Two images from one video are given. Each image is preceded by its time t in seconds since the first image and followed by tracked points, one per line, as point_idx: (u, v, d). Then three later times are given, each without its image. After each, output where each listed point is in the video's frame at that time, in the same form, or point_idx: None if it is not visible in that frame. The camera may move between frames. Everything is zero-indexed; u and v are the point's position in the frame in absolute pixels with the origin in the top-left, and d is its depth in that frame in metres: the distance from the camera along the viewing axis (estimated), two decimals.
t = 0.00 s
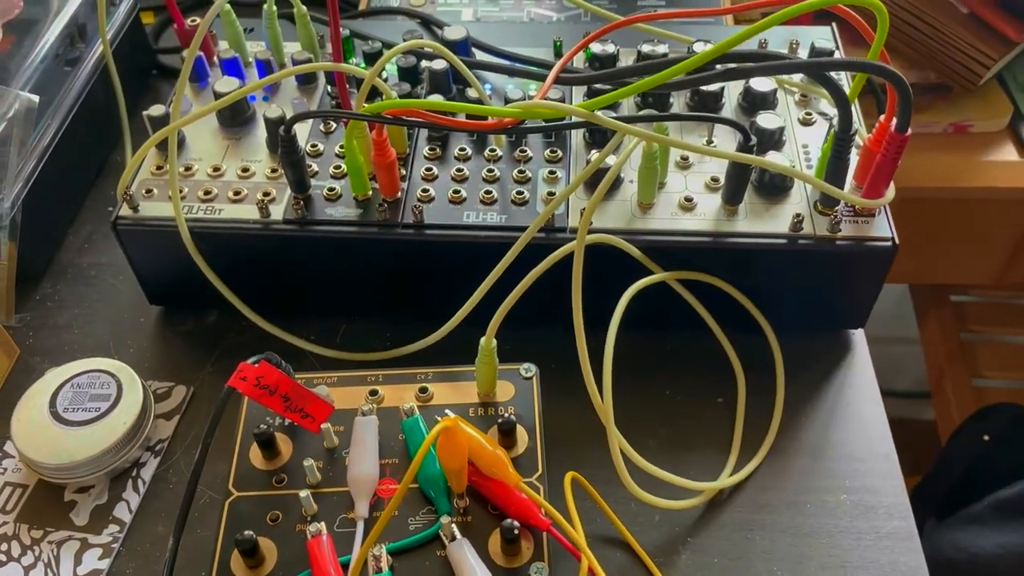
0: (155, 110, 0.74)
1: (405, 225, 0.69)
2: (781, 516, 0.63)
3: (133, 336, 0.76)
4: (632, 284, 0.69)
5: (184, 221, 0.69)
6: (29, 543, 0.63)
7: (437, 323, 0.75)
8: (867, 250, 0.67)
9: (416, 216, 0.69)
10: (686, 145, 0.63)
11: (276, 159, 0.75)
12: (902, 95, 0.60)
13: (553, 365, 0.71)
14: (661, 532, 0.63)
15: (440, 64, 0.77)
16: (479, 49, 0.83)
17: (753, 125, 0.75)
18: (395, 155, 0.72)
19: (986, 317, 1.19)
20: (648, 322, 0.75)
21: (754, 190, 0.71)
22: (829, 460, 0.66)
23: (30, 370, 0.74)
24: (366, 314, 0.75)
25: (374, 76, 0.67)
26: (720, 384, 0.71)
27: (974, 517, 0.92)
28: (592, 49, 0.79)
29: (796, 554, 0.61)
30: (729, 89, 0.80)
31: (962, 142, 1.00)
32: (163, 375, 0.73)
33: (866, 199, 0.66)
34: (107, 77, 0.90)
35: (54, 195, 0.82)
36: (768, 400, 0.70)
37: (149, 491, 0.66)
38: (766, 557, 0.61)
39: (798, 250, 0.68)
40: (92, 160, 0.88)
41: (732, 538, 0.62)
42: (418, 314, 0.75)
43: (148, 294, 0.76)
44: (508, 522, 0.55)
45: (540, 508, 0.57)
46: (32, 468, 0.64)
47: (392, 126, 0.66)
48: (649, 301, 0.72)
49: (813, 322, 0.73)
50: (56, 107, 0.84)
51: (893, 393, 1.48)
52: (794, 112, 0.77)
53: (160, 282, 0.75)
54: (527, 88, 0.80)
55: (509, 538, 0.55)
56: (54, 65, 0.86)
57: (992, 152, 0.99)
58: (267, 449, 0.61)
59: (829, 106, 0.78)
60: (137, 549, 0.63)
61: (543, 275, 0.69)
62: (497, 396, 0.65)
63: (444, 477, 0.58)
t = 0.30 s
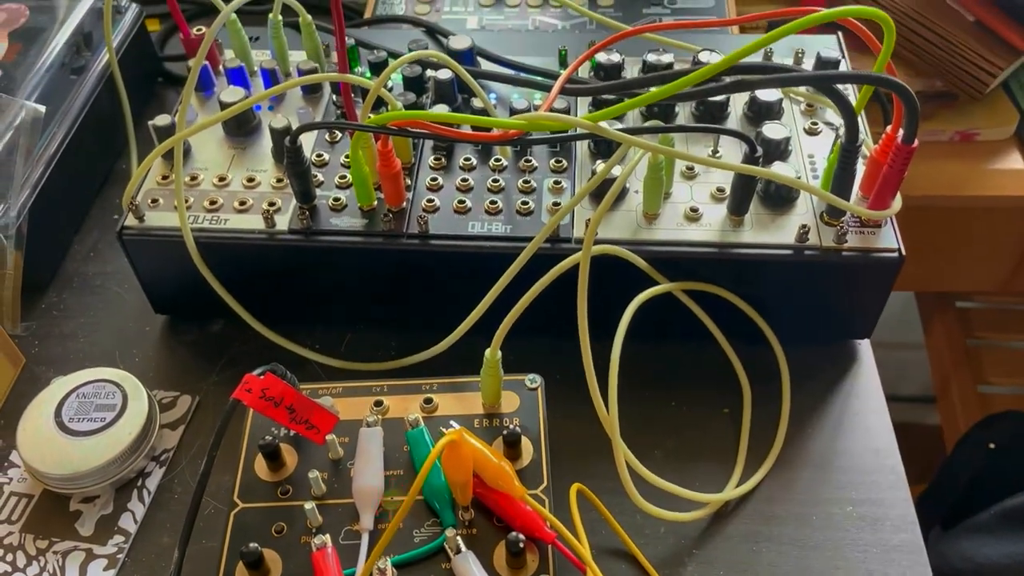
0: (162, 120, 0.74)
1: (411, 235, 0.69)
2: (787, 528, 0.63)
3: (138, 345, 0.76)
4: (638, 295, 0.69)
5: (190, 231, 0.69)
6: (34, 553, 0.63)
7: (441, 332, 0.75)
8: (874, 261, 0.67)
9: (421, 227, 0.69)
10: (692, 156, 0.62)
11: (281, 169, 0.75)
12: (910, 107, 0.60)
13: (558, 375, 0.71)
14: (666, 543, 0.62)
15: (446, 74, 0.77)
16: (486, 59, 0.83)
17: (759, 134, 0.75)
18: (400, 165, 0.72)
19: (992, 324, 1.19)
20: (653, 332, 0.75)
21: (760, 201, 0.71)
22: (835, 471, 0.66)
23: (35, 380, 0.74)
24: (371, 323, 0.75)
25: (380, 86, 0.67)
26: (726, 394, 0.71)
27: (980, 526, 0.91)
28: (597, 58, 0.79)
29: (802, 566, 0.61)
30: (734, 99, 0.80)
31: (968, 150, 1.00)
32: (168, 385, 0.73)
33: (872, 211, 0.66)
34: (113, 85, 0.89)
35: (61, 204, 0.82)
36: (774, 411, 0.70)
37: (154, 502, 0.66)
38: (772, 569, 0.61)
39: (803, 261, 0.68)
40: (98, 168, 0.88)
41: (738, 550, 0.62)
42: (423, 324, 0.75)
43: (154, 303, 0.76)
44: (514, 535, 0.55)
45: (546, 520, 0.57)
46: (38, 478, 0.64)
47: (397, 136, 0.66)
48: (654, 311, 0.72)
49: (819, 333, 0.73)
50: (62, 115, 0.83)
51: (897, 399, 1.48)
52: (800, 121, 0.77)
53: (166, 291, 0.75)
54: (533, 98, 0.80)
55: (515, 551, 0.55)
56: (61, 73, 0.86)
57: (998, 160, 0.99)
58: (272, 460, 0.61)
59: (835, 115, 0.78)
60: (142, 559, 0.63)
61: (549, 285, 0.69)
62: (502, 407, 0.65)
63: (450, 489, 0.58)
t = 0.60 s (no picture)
0: (167, 137, 0.74)
1: (416, 253, 0.68)
2: (796, 551, 0.62)
3: (143, 362, 0.76)
4: (646, 314, 0.68)
5: (195, 249, 0.68)
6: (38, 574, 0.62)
7: (447, 350, 0.74)
8: (885, 280, 0.66)
9: (428, 245, 0.68)
10: (700, 176, 0.62)
11: (286, 186, 0.74)
12: (922, 127, 0.59)
13: (565, 394, 0.71)
14: (675, 567, 0.62)
15: (452, 89, 0.77)
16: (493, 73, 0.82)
17: (768, 151, 0.74)
18: (406, 183, 0.71)
19: (1002, 334, 1.18)
20: (661, 350, 0.74)
21: (769, 218, 0.70)
22: (845, 493, 0.65)
23: (39, 397, 0.74)
24: (376, 340, 0.75)
25: (386, 104, 0.67)
26: (734, 414, 0.70)
27: (991, 542, 0.90)
28: (604, 72, 0.78)
29: None
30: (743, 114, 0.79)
31: (978, 162, 0.99)
32: (172, 402, 0.73)
33: (882, 230, 0.65)
34: (118, 97, 0.89)
35: (65, 219, 0.82)
36: (783, 431, 0.69)
37: (159, 522, 0.66)
38: None
39: (813, 280, 0.67)
40: (103, 182, 0.88)
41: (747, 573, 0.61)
42: (429, 341, 0.74)
43: (158, 319, 0.76)
44: (521, 561, 0.54)
45: (553, 546, 0.56)
46: (42, 499, 0.64)
47: (403, 155, 0.66)
48: (661, 329, 0.71)
49: (829, 351, 0.73)
50: (67, 129, 0.83)
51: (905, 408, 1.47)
52: (810, 137, 0.77)
53: (170, 308, 0.75)
54: (539, 113, 0.79)
55: None
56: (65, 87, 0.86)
57: (1009, 173, 0.98)
58: (277, 483, 0.60)
59: (845, 131, 0.78)
60: None
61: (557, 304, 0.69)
62: (509, 427, 0.64)
63: (456, 513, 0.57)
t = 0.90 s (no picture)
0: (175, 148, 0.74)
1: (425, 265, 0.68)
2: (806, 564, 0.62)
3: (151, 372, 0.76)
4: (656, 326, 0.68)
5: (204, 261, 0.69)
6: None
7: (456, 360, 0.74)
8: (895, 293, 0.66)
9: (436, 257, 0.68)
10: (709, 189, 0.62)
11: (295, 197, 0.74)
12: (934, 142, 0.59)
13: (574, 406, 0.71)
14: None
15: (460, 99, 0.77)
16: (501, 83, 0.82)
17: (777, 161, 0.74)
18: (414, 194, 0.71)
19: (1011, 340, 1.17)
20: (671, 361, 0.74)
21: (779, 230, 0.70)
22: (855, 506, 0.65)
23: (48, 407, 0.74)
24: (384, 350, 0.75)
25: (395, 116, 0.67)
26: (744, 425, 0.70)
27: (1001, 552, 0.90)
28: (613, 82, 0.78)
29: None
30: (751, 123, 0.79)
31: (988, 169, 0.99)
32: (181, 413, 0.73)
33: (892, 243, 0.65)
34: (126, 106, 0.89)
35: (74, 228, 0.82)
36: (793, 443, 0.69)
37: (168, 534, 0.66)
38: None
39: (823, 292, 0.67)
40: (111, 191, 0.88)
41: None
42: (437, 352, 0.74)
43: (167, 329, 0.76)
44: None
45: (562, 560, 0.56)
46: (52, 511, 0.63)
47: (412, 168, 0.66)
48: (670, 340, 0.71)
49: (838, 362, 0.72)
50: (75, 139, 0.83)
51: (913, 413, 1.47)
52: (819, 146, 0.76)
53: (179, 319, 0.75)
54: (548, 122, 0.79)
55: None
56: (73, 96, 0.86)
57: (1019, 179, 0.98)
58: (286, 496, 0.60)
59: (854, 140, 0.77)
60: None
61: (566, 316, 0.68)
62: (518, 440, 0.64)
63: (465, 528, 0.57)
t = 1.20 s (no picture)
0: (181, 151, 0.74)
1: (431, 268, 0.68)
2: (812, 569, 0.62)
3: (158, 375, 0.76)
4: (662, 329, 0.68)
5: (210, 264, 0.69)
6: None
7: (461, 363, 0.74)
8: (903, 296, 0.66)
9: (442, 260, 0.68)
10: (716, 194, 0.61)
11: (301, 200, 0.74)
12: (942, 146, 0.59)
13: (580, 410, 0.71)
14: None
15: (466, 101, 0.77)
16: (507, 85, 0.82)
17: (784, 164, 0.73)
18: (420, 197, 0.71)
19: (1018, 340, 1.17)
20: (678, 364, 0.74)
21: (786, 233, 0.70)
22: (863, 510, 0.65)
23: (55, 410, 0.74)
24: (390, 353, 0.75)
25: (402, 119, 0.66)
26: (750, 429, 0.70)
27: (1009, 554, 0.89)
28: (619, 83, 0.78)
29: None
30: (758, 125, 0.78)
31: (996, 170, 0.99)
32: (187, 416, 0.73)
33: (900, 246, 0.65)
34: (132, 109, 0.89)
35: (80, 231, 0.82)
36: (800, 447, 0.69)
37: (175, 537, 0.66)
38: None
39: (830, 296, 0.66)
40: (117, 193, 0.88)
41: None
42: (443, 355, 0.74)
43: (173, 332, 0.76)
44: None
45: (569, 566, 0.56)
46: (59, 514, 0.63)
47: (418, 172, 0.66)
48: (677, 343, 0.71)
49: (846, 366, 0.72)
50: (81, 142, 0.83)
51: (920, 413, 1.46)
52: (826, 149, 0.76)
53: (186, 322, 0.75)
54: (554, 125, 0.79)
55: None
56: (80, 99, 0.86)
57: None
58: (293, 501, 0.60)
59: (862, 142, 0.77)
60: None
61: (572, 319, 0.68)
62: (524, 444, 0.64)
63: (471, 532, 0.57)
